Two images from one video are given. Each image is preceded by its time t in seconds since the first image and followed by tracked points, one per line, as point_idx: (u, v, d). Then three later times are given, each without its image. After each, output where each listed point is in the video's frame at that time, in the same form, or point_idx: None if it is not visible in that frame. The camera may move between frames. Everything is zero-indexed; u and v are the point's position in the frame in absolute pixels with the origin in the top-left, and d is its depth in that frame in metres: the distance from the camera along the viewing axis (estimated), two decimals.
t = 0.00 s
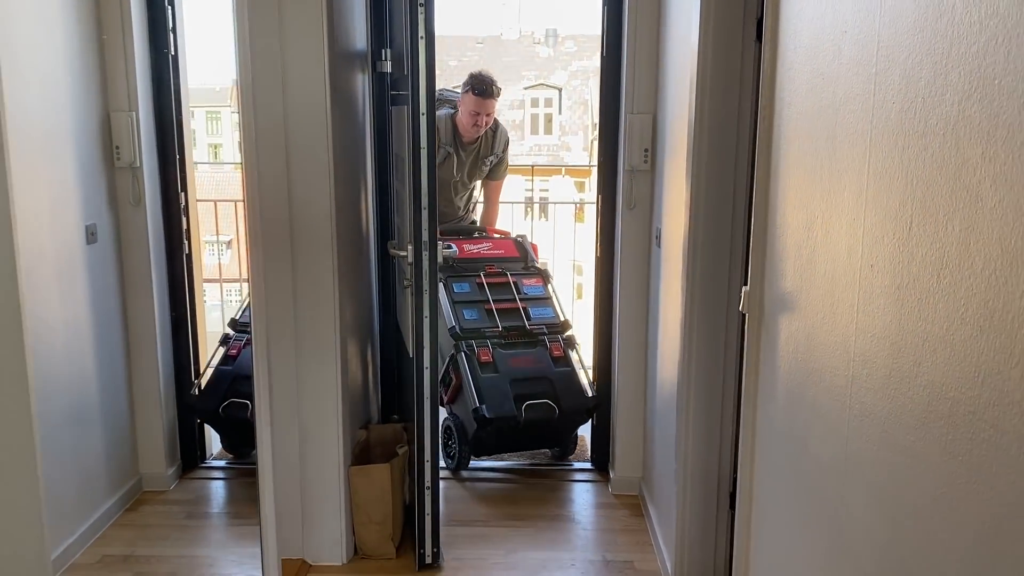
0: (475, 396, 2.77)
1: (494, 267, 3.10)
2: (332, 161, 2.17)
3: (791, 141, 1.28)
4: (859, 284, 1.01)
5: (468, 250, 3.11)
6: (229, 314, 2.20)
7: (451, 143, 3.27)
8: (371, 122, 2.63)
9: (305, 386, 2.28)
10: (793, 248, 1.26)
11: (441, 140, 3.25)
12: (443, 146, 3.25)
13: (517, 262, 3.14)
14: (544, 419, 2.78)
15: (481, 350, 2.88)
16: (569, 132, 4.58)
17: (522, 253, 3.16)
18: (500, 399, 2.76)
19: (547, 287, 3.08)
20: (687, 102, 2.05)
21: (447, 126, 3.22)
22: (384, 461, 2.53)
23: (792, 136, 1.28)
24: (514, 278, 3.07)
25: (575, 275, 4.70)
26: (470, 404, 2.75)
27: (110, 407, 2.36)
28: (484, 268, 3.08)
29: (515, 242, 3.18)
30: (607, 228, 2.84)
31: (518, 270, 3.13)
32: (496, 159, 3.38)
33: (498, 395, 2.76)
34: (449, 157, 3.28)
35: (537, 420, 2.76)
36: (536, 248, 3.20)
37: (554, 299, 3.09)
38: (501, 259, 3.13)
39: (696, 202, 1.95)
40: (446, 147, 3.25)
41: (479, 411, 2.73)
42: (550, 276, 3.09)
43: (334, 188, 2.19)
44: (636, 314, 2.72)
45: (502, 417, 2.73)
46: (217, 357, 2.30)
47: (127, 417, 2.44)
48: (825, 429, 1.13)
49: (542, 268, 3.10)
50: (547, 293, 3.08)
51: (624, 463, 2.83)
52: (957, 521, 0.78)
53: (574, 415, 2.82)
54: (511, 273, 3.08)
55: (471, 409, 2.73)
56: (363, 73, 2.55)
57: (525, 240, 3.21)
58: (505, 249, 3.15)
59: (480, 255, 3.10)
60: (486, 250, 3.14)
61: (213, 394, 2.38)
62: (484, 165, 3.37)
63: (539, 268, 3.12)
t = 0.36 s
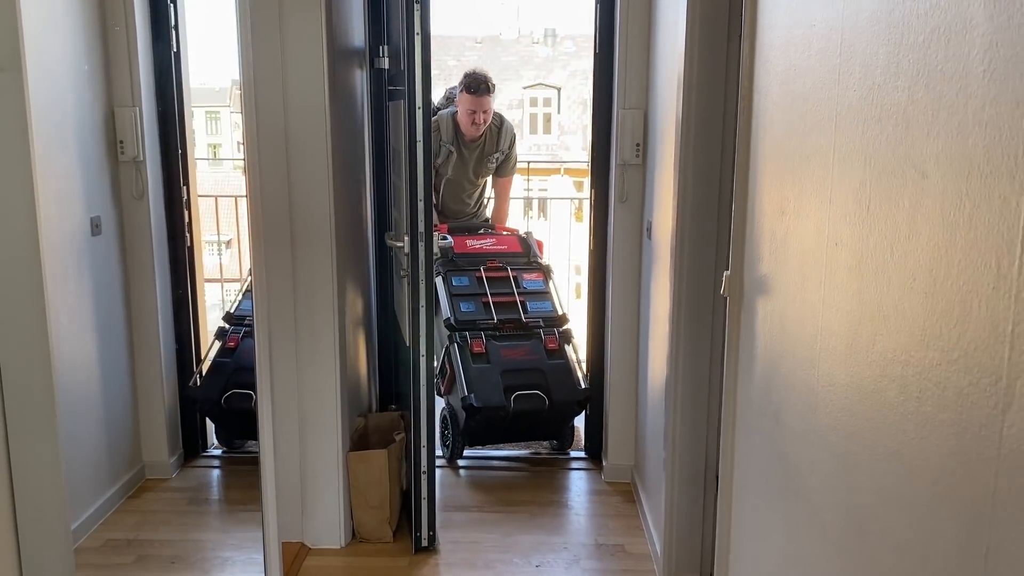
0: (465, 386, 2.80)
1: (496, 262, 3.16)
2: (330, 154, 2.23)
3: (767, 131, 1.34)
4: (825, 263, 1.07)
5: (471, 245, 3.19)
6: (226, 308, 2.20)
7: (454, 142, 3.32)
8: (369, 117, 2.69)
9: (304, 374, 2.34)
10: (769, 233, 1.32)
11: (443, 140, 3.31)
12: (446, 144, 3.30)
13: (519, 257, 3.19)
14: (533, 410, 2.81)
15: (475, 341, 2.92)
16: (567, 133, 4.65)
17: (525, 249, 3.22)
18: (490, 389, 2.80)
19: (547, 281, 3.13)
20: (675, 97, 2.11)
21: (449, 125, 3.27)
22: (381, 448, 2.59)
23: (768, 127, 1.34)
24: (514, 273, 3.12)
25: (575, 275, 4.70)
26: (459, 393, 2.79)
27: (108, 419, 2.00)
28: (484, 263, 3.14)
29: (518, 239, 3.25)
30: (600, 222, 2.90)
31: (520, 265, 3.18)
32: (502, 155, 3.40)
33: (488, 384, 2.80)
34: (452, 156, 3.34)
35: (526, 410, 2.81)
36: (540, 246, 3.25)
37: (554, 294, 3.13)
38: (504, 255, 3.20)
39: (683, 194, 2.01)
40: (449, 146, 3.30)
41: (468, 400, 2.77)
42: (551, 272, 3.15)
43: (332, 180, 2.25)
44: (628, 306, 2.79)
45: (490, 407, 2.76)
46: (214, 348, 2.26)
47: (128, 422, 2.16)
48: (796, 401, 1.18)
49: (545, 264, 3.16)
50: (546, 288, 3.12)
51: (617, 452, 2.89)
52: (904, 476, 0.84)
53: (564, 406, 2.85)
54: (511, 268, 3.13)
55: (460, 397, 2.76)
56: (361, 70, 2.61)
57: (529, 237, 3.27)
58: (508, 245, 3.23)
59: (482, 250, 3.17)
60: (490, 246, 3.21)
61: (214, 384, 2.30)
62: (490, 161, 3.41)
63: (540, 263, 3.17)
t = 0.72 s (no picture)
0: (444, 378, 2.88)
1: (498, 262, 3.17)
2: (323, 158, 2.28)
3: (741, 138, 1.40)
4: (792, 265, 1.11)
5: (476, 244, 3.21)
6: (221, 309, 2.20)
7: (473, 153, 3.36)
8: (362, 121, 2.74)
9: (298, 373, 2.39)
10: (743, 237, 1.38)
11: (461, 151, 3.35)
12: (464, 156, 3.34)
13: (522, 258, 3.19)
14: (508, 405, 2.85)
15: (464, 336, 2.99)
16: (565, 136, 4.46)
17: (530, 250, 3.21)
18: (468, 383, 2.86)
19: (546, 283, 3.15)
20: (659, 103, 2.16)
21: (468, 137, 3.31)
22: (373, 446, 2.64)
23: (742, 135, 1.39)
24: (514, 273, 3.15)
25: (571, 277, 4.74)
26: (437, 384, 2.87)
27: (104, 418, 2.03)
28: (486, 261, 3.16)
29: (526, 240, 3.24)
30: (589, 225, 2.95)
31: (523, 266, 3.19)
32: (520, 166, 3.42)
33: (466, 379, 2.86)
34: (470, 167, 3.38)
35: (501, 405, 2.85)
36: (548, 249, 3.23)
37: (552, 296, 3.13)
38: (508, 255, 3.20)
39: (667, 199, 2.06)
40: (468, 157, 3.34)
41: (444, 391, 2.86)
42: (552, 274, 3.15)
43: (326, 183, 2.30)
44: (617, 307, 2.84)
45: (464, 400, 2.83)
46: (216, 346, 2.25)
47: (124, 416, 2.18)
48: (765, 397, 1.23)
49: (547, 267, 3.16)
50: (545, 288, 3.14)
51: (606, 450, 2.94)
52: (855, 465, 0.89)
53: (541, 404, 2.86)
54: (511, 268, 3.15)
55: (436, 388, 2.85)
56: (355, 76, 2.65)
57: (538, 239, 3.25)
58: (514, 246, 3.22)
59: (486, 249, 3.19)
60: (495, 246, 3.22)
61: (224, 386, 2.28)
62: (508, 171, 3.44)
63: (543, 266, 3.17)
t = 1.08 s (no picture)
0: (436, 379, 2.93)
1: (498, 264, 3.14)
2: (322, 160, 2.30)
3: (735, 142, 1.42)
4: (783, 266, 1.13)
5: (478, 247, 3.17)
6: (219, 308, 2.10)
7: (474, 152, 3.38)
8: (361, 123, 2.76)
9: (296, 373, 2.40)
10: (737, 238, 1.39)
11: (462, 149, 3.37)
12: (464, 154, 3.36)
13: (523, 261, 3.15)
14: (501, 407, 2.89)
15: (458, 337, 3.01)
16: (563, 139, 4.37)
17: (532, 252, 3.17)
18: (460, 384, 2.90)
19: (546, 286, 3.11)
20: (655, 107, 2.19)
21: (467, 135, 3.33)
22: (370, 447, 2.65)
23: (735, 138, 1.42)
24: (514, 275, 3.12)
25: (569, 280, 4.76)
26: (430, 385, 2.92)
27: (106, 429, 1.90)
28: (486, 264, 3.14)
29: (528, 243, 3.20)
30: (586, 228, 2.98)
31: (523, 268, 3.15)
32: (521, 163, 3.39)
33: (458, 380, 2.90)
34: (471, 165, 3.39)
35: (493, 407, 2.89)
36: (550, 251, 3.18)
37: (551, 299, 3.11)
38: (509, 258, 3.16)
39: (663, 201, 2.08)
40: (468, 156, 3.36)
41: (436, 392, 2.90)
42: (552, 276, 3.12)
43: (325, 186, 2.32)
44: (613, 310, 2.86)
45: (455, 401, 2.87)
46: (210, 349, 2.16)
47: (114, 434, 1.97)
48: (757, 396, 1.25)
49: (548, 269, 3.13)
50: (544, 291, 3.11)
51: (601, 452, 2.96)
52: (843, 462, 0.91)
53: (533, 406, 2.90)
54: (511, 270, 3.13)
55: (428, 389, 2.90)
56: (354, 78, 2.67)
57: (541, 242, 3.20)
58: (516, 249, 3.18)
59: (486, 251, 3.16)
60: (496, 248, 3.19)
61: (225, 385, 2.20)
62: (512, 171, 3.41)
63: (544, 268, 3.13)
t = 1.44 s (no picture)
0: (431, 391, 2.89)
1: (490, 273, 3.07)
2: (323, 165, 2.31)
3: (734, 150, 1.43)
4: (780, 273, 1.14)
5: (468, 257, 3.08)
6: (216, 313, 2.17)
7: (474, 149, 3.35)
8: (361, 128, 2.76)
9: (295, 377, 2.41)
10: (735, 246, 1.40)
11: (462, 143, 3.34)
12: (464, 148, 3.33)
13: (515, 269, 3.08)
14: (499, 417, 2.86)
15: (453, 347, 2.96)
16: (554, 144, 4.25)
17: (524, 260, 3.09)
18: (456, 395, 2.87)
19: (539, 294, 3.05)
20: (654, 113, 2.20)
21: (469, 129, 3.31)
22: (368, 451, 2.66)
23: (734, 147, 1.42)
24: (506, 284, 3.05)
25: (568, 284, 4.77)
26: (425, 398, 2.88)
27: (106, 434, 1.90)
28: (478, 274, 3.07)
29: (520, 250, 3.12)
30: (586, 234, 2.99)
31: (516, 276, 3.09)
32: (520, 164, 3.39)
33: (454, 391, 2.86)
34: (470, 160, 3.36)
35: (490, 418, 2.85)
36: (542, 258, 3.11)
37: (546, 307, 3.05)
38: (500, 266, 3.09)
39: (661, 208, 2.09)
40: (469, 152, 3.33)
41: (432, 405, 2.86)
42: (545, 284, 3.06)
43: (325, 191, 2.33)
44: (612, 315, 2.87)
45: (452, 412, 2.84)
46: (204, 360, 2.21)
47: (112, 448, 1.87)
48: (755, 404, 1.26)
49: (540, 276, 3.06)
50: (537, 299, 3.05)
51: (599, 457, 2.97)
52: (839, 468, 0.92)
53: (532, 415, 2.86)
54: (503, 278, 3.06)
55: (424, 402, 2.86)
56: (354, 84, 2.68)
57: (532, 249, 3.13)
58: (507, 257, 3.10)
59: (477, 260, 3.08)
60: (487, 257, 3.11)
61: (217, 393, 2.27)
62: (509, 172, 3.41)
63: (537, 275, 3.06)
